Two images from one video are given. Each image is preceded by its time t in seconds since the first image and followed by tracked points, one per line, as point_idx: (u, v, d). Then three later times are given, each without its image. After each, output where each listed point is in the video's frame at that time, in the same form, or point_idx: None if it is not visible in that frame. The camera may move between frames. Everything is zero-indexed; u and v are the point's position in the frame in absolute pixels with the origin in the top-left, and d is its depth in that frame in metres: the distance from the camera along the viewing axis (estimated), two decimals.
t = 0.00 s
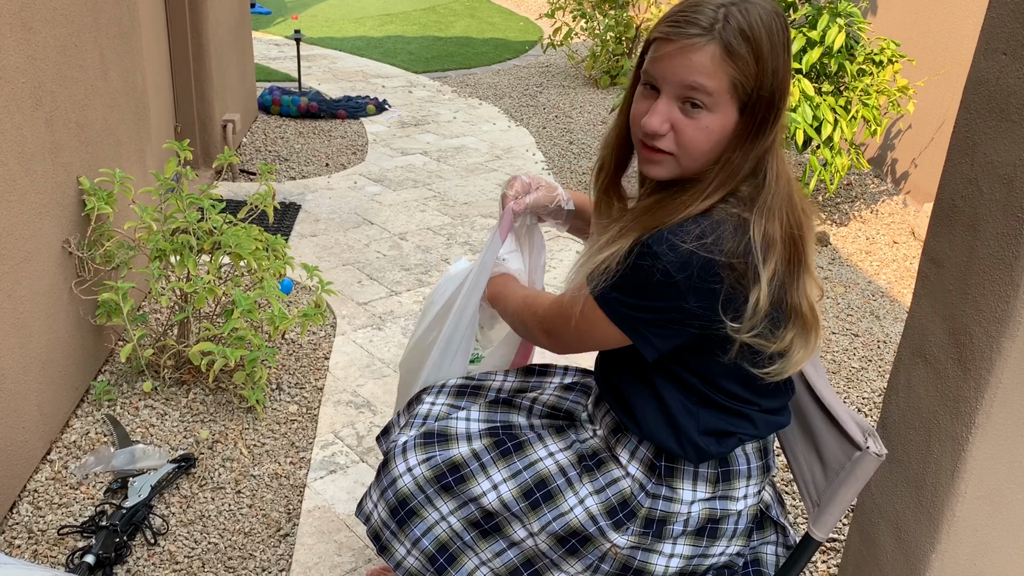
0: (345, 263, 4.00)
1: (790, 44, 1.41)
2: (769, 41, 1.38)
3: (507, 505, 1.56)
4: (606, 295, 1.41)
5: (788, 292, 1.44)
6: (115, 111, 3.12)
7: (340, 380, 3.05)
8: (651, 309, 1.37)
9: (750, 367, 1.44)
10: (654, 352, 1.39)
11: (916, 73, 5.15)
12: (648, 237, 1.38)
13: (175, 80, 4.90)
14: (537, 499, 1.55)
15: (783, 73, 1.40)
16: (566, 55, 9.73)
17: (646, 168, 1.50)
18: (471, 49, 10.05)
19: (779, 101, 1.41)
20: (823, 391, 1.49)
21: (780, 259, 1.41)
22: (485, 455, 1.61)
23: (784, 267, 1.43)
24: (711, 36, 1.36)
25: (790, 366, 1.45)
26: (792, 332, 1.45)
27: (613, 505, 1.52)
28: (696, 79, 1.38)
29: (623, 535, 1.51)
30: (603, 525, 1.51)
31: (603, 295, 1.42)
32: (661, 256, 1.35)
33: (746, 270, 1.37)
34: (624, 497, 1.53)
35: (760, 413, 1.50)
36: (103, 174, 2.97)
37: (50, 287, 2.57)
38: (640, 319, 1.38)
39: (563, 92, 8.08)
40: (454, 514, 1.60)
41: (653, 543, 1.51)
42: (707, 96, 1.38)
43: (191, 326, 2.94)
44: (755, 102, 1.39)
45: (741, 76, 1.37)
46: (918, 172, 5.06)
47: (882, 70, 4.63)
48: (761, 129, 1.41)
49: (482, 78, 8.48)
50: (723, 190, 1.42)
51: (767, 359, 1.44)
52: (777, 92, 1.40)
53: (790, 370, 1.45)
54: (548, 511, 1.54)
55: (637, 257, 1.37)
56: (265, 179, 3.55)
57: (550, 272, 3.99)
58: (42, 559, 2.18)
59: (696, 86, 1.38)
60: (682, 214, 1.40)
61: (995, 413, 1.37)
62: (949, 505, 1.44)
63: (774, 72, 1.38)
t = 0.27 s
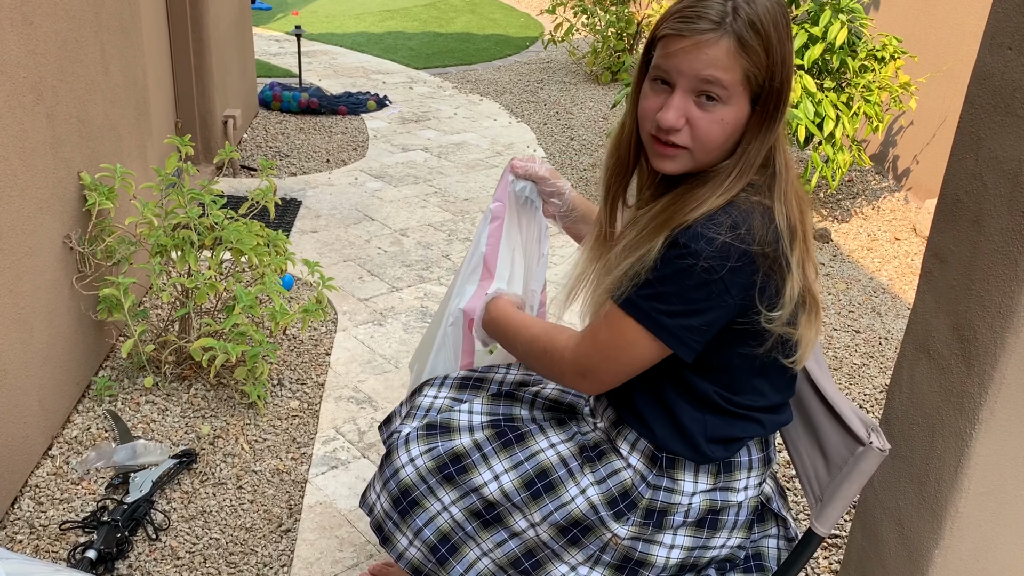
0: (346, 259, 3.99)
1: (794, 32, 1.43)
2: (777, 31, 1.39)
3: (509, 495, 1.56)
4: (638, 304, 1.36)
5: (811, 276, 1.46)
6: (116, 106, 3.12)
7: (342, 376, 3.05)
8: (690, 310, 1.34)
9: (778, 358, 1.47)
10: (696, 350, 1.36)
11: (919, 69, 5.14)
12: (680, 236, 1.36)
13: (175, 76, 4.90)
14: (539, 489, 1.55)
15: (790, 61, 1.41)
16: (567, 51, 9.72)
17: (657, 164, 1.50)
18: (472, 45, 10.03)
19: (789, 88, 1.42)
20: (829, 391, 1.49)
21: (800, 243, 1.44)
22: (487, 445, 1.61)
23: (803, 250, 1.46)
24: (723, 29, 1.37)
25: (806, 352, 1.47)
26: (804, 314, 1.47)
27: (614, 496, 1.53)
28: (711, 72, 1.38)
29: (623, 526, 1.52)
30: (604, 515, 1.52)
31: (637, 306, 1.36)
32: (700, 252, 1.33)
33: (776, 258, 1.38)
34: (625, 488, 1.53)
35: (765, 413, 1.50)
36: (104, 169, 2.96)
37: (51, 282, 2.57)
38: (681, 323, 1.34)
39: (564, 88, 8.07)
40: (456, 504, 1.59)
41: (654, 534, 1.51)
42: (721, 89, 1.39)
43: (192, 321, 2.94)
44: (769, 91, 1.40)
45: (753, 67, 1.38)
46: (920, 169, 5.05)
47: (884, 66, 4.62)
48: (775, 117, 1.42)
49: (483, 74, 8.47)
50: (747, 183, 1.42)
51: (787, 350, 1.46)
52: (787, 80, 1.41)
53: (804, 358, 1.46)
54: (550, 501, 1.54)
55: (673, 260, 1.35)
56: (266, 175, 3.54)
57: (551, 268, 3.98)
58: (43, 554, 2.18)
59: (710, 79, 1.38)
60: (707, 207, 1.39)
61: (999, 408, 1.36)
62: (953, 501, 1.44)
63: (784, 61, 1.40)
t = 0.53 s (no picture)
0: (344, 259, 3.99)
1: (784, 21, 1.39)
2: (769, 23, 1.35)
3: (506, 497, 1.56)
4: (700, 340, 1.28)
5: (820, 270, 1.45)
6: (113, 106, 3.11)
7: (340, 376, 3.04)
8: (751, 328, 1.29)
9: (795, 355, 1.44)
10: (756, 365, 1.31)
11: (917, 67, 5.14)
12: (720, 251, 1.31)
13: (173, 75, 4.89)
14: (536, 492, 1.55)
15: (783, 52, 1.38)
16: (565, 49, 9.71)
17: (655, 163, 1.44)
18: (470, 43, 10.03)
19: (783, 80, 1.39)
20: (826, 388, 1.50)
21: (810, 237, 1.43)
22: (485, 447, 1.61)
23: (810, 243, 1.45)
24: (716, 23, 1.32)
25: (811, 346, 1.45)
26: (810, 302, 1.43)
27: (614, 499, 1.53)
28: (706, 68, 1.33)
29: (624, 528, 1.51)
30: (604, 519, 1.52)
31: (705, 342, 1.27)
32: (750, 263, 1.29)
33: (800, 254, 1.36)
34: (625, 491, 1.53)
35: (766, 414, 1.48)
36: (101, 169, 2.96)
37: (48, 283, 2.56)
38: (747, 345, 1.28)
39: (562, 87, 8.06)
40: (454, 504, 1.59)
41: (654, 533, 1.49)
42: (718, 85, 1.34)
43: (190, 322, 2.93)
44: (766, 84, 1.36)
45: (749, 61, 1.34)
46: (918, 167, 5.05)
47: (882, 64, 4.61)
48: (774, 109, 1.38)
49: (481, 73, 8.46)
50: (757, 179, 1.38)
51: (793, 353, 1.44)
52: (782, 71, 1.37)
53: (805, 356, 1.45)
54: (547, 504, 1.54)
55: (727, 279, 1.29)
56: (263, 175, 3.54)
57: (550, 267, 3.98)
58: (41, 555, 2.18)
59: (705, 76, 1.34)
60: (732, 214, 1.35)
61: (997, 408, 1.36)
62: (951, 501, 1.43)
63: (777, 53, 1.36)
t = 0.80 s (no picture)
0: (340, 262, 3.99)
1: (732, 28, 1.34)
2: (712, 42, 1.30)
3: (501, 499, 1.54)
4: (745, 352, 1.27)
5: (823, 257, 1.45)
6: (106, 110, 3.11)
7: (335, 379, 3.04)
8: (785, 331, 1.29)
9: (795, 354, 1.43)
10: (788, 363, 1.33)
11: (911, 67, 5.14)
12: (741, 262, 1.30)
13: (167, 78, 4.88)
14: (531, 494, 1.53)
15: (737, 63, 1.33)
16: (560, 51, 9.72)
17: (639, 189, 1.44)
18: (465, 45, 10.03)
19: (744, 89, 1.34)
20: (822, 391, 1.49)
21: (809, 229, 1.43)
22: (481, 449, 1.60)
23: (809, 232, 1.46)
24: (657, 61, 1.29)
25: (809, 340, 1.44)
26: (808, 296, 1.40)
27: (612, 502, 1.50)
28: (658, 107, 1.31)
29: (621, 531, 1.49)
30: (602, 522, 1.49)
31: (756, 355, 1.27)
32: (773, 268, 1.29)
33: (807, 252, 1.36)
34: (623, 494, 1.50)
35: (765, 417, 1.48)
36: (95, 173, 2.95)
37: (42, 288, 2.56)
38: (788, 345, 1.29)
39: (557, 88, 8.06)
40: (450, 505, 1.58)
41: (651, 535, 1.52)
42: (674, 119, 1.31)
43: (185, 325, 2.93)
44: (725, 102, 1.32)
45: (698, 89, 1.30)
46: (913, 166, 5.06)
47: (877, 64, 4.62)
48: (740, 122, 1.34)
49: (476, 75, 8.47)
50: (744, 190, 1.35)
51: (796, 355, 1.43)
52: (739, 83, 1.33)
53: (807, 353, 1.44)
54: (543, 505, 1.52)
55: (761, 287, 1.28)
56: (258, 178, 3.54)
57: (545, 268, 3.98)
58: (35, 561, 2.17)
59: (658, 113, 1.31)
60: (737, 227, 1.33)
61: (991, 408, 1.36)
62: (946, 501, 1.43)
63: (729, 69, 1.31)
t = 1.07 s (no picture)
0: (335, 265, 3.98)
1: (700, 42, 1.32)
2: (680, 60, 1.30)
3: (495, 504, 1.55)
4: (726, 365, 1.26)
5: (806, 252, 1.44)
6: (100, 115, 3.10)
7: (331, 383, 3.04)
8: (767, 341, 1.28)
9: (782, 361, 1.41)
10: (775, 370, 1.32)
11: (904, 68, 5.16)
12: (720, 275, 1.29)
13: (161, 82, 4.88)
14: (525, 499, 1.54)
15: (707, 77, 1.32)
16: (555, 53, 9.73)
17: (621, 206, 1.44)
18: (460, 48, 10.04)
19: (716, 103, 1.33)
20: (815, 393, 1.49)
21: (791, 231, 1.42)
22: (475, 454, 1.60)
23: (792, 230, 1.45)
24: (625, 83, 1.28)
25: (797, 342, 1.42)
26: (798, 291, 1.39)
27: (606, 508, 1.51)
28: (629, 130, 1.30)
29: (615, 537, 1.51)
30: (596, 528, 1.50)
31: (738, 367, 1.26)
32: (752, 280, 1.28)
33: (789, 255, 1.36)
34: (617, 500, 1.51)
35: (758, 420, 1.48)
36: (89, 178, 2.95)
37: (36, 293, 2.55)
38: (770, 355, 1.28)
39: (552, 90, 8.07)
40: (443, 509, 1.58)
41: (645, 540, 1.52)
42: (647, 140, 1.31)
43: (180, 330, 2.92)
44: (697, 118, 1.31)
45: (669, 108, 1.29)
46: (907, 167, 5.07)
47: (870, 65, 4.63)
48: (714, 136, 1.33)
49: (471, 77, 8.47)
50: (721, 203, 1.34)
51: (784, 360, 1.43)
52: (711, 97, 1.32)
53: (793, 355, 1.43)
54: (537, 511, 1.52)
55: (741, 300, 1.27)
56: (252, 182, 3.53)
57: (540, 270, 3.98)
58: (30, 567, 2.17)
59: (631, 135, 1.31)
60: (714, 241, 1.32)
61: (984, 409, 1.36)
62: (940, 502, 1.44)
63: (699, 84, 1.30)
